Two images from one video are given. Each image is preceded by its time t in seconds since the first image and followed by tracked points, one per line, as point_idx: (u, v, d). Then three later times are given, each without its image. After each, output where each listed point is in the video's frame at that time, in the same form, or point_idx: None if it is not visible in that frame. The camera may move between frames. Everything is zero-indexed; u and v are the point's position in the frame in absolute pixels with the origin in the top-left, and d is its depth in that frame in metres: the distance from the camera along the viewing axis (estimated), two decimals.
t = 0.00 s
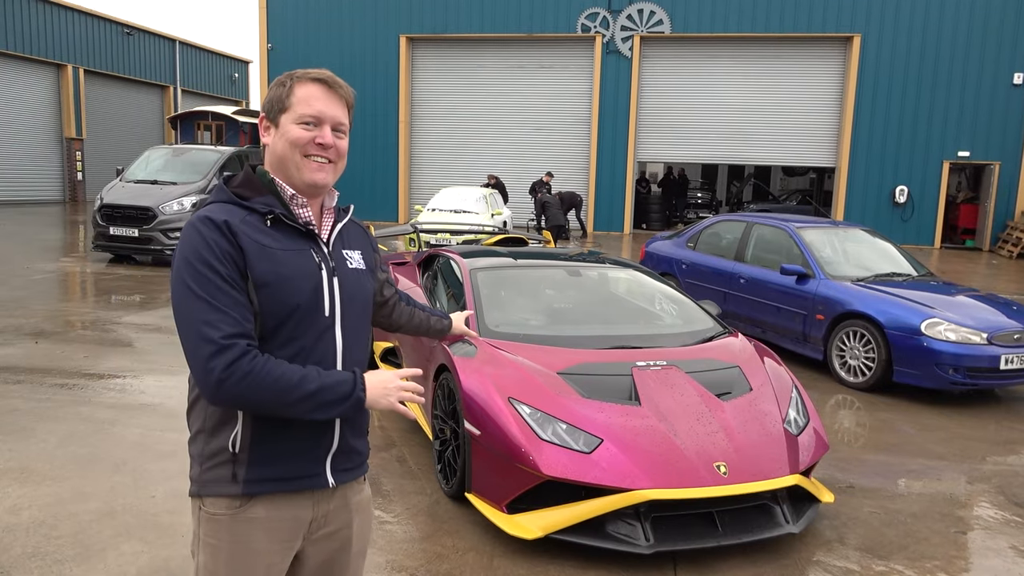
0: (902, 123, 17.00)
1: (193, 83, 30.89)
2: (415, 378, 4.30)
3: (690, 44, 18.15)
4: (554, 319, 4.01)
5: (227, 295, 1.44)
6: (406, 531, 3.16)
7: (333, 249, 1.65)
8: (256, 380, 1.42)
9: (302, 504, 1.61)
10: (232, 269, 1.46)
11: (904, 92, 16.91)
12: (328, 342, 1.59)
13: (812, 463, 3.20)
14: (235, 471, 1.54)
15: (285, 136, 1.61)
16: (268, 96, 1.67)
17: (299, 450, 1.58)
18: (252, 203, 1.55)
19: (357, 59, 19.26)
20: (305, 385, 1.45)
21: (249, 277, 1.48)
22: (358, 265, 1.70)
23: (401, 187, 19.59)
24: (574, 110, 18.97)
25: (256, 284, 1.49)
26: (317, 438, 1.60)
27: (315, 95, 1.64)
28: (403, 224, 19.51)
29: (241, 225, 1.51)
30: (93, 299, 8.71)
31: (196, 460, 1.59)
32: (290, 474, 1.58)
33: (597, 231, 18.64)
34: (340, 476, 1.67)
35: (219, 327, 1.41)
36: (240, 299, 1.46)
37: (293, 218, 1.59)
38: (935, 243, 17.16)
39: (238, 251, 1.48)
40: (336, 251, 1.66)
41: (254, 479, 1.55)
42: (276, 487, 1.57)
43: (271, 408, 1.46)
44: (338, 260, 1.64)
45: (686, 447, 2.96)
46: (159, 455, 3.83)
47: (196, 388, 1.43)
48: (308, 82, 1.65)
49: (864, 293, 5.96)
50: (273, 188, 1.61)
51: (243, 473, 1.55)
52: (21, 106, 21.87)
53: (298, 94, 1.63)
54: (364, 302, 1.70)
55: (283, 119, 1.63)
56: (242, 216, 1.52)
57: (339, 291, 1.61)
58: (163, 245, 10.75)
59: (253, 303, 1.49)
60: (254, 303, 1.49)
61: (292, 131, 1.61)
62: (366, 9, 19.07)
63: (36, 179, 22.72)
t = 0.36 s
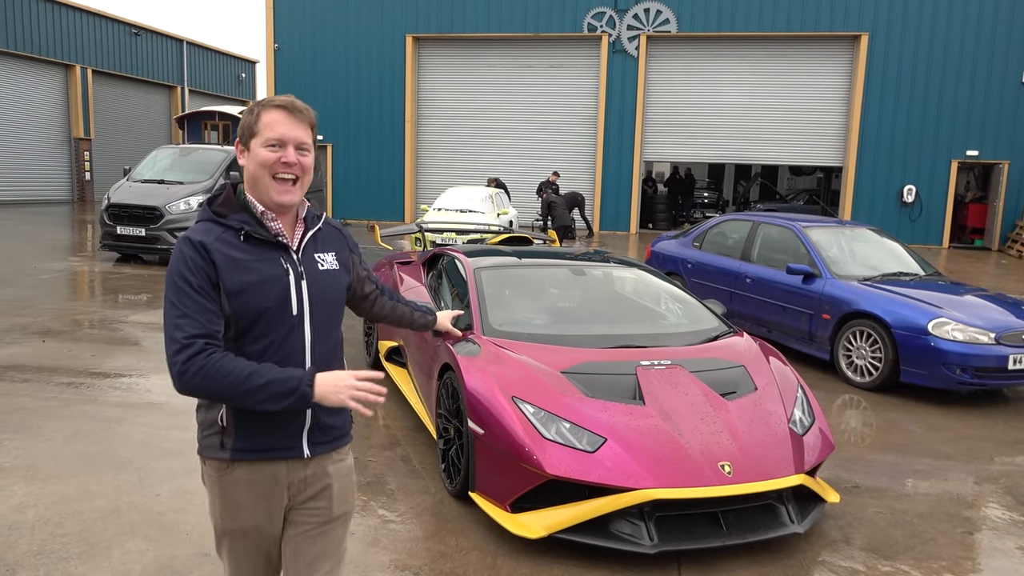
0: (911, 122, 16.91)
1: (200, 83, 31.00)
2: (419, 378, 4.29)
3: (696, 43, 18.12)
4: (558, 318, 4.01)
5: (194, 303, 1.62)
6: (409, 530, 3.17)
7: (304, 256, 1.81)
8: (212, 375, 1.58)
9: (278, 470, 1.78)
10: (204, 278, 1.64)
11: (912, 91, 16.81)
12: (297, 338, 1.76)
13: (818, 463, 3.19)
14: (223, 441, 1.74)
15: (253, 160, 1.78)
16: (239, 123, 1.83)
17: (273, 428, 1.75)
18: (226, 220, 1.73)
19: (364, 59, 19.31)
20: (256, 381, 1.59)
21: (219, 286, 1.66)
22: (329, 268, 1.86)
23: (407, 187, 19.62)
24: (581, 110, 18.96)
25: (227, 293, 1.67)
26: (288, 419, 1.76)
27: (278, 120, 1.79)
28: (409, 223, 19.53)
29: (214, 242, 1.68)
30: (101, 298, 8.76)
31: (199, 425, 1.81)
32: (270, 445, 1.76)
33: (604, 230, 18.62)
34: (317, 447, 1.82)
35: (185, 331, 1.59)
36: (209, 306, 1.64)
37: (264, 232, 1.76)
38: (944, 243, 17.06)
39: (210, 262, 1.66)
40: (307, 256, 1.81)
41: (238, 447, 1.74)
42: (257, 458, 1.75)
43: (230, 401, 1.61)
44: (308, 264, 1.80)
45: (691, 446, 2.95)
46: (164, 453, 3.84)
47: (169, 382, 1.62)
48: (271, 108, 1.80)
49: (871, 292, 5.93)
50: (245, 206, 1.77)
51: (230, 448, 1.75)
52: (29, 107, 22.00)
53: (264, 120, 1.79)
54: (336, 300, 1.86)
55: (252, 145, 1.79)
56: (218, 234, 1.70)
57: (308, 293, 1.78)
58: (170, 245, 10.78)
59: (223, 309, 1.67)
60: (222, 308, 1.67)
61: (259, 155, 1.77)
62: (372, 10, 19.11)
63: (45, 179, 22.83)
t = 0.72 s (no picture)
0: (916, 119, 16.86)
1: (203, 83, 31.02)
2: (425, 378, 4.27)
3: (700, 42, 18.07)
4: (567, 319, 3.97)
5: (199, 283, 1.86)
6: (417, 533, 3.14)
7: (315, 235, 2.00)
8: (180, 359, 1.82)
9: (308, 424, 2.02)
10: (210, 260, 1.87)
11: (917, 89, 16.75)
12: (311, 308, 1.96)
13: (831, 465, 3.16)
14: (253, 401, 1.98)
15: (270, 151, 2.00)
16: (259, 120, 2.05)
17: (297, 387, 1.99)
18: (245, 204, 1.96)
19: (367, 59, 19.30)
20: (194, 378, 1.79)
21: (226, 267, 1.88)
22: (340, 243, 2.05)
23: (410, 187, 19.59)
24: (584, 109, 18.91)
25: (243, 269, 1.89)
26: (308, 376, 1.98)
27: (292, 116, 2.00)
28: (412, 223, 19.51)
29: (229, 225, 1.92)
30: (104, 298, 8.73)
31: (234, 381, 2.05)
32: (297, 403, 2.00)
33: (607, 230, 18.57)
34: (340, 403, 2.05)
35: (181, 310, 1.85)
36: (211, 286, 1.87)
37: (279, 214, 1.97)
38: (949, 242, 16.99)
39: (222, 244, 1.89)
40: (318, 234, 2.01)
41: (268, 406, 1.98)
42: (288, 413, 2.00)
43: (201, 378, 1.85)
44: (318, 241, 2.00)
45: (704, 448, 2.92)
46: (170, 455, 3.82)
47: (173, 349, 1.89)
48: (286, 105, 2.02)
49: (879, 292, 5.89)
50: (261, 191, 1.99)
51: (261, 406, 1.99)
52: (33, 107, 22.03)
53: (279, 116, 2.00)
54: (348, 273, 2.05)
55: (269, 138, 2.00)
56: (235, 218, 1.93)
57: (318, 268, 1.98)
58: (173, 245, 10.78)
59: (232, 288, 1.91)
60: (228, 288, 1.90)
61: (275, 147, 1.99)
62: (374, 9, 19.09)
63: (49, 179, 22.84)
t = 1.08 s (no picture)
0: (874, 119, 17.23)
1: (159, 80, 30.23)
2: (400, 382, 4.21)
3: (664, 41, 18.20)
4: (546, 321, 3.91)
5: (245, 279, 2.23)
6: (396, 542, 3.06)
7: (342, 243, 2.41)
8: (213, 346, 2.21)
9: (326, 404, 2.40)
10: (255, 261, 2.25)
11: (874, 90, 17.13)
12: (335, 306, 2.37)
13: (813, 465, 3.17)
14: (281, 385, 2.35)
15: (351, 187, 2.34)
16: (344, 146, 2.32)
17: (322, 374, 2.38)
18: (291, 212, 2.32)
19: (330, 55, 19.00)
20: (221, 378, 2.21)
21: (270, 267, 2.26)
22: (362, 253, 2.48)
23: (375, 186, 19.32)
24: (550, 108, 18.90)
25: (283, 269, 2.28)
26: (332, 365, 2.38)
27: (378, 164, 2.37)
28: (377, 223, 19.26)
29: (275, 229, 2.28)
30: (58, 302, 8.41)
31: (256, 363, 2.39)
32: (319, 388, 2.38)
33: (573, 229, 18.58)
34: (352, 390, 2.46)
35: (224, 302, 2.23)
36: (253, 283, 2.25)
37: (317, 223, 2.35)
38: (906, 239, 17.39)
39: (268, 246, 2.26)
40: (345, 243, 2.42)
41: (294, 389, 2.36)
42: (311, 396, 2.37)
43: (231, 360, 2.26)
44: (344, 249, 2.41)
45: (689, 452, 2.89)
46: (134, 467, 3.67)
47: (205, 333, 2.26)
48: (372, 151, 2.36)
49: (848, 290, 5.96)
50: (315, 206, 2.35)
51: (287, 389, 2.36)
52: None
53: (372, 162, 2.34)
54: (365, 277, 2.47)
55: (354, 175, 2.33)
56: (281, 223, 2.30)
57: (345, 273, 2.39)
58: (131, 246, 10.47)
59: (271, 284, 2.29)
60: (269, 284, 2.28)
61: (358, 185, 2.34)
62: (337, 6, 18.83)
63: None
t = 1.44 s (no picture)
0: (844, 117, 17.46)
1: (121, 76, 29.52)
2: (389, 385, 4.12)
3: (637, 39, 18.24)
4: (540, 321, 3.85)
5: (263, 250, 2.35)
6: (394, 552, 2.97)
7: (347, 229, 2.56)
8: (238, 312, 2.28)
9: (318, 379, 2.53)
10: (273, 234, 2.37)
11: (843, 89, 17.37)
12: (336, 285, 2.50)
13: (814, 463, 3.16)
14: (276, 355, 2.48)
15: (359, 176, 2.50)
16: (355, 138, 2.48)
17: (316, 348, 2.50)
18: (303, 193, 2.45)
19: (299, 51, 18.71)
20: (246, 341, 2.26)
21: (285, 242, 2.39)
22: (361, 240, 2.62)
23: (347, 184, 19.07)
24: (523, 105, 18.84)
25: (296, 244, 2.41)
26: (325, 339, 2.50)
27: (385, 158, 2.54)
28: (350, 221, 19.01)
29: (289, 208, 2.41)
30: (23, 305, 8.11)
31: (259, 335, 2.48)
32: (313, 361, 2.50)
33: (548, 227, 18.54)
34: (342, 367, 2.59)
35: (247, 271, 2.32)
36: (270, 254, 2.37)
37: (326, 206, 2.48)
38: (875, 235, 17.68)
39: (284, 223, 2.39)
40: (349, 230, 2.57)
41: (289, 359, 2.48)
42: (305, 369, 2.50)
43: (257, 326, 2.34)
44: (349, 235, 2.56)
45: (693, 453, 2.85)
46: (114, 478, 3.51)
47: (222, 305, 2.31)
48: (380, 144, 2.53)
49: (832, 287, 5.99)
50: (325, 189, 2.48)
51: (281, 361, 2.48)
52: None
53: (379, 155, 2.51)
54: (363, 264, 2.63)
55: (363, 164, 2.49)
56: (294, 203, 2.43)
57: (347, 256, 2.54)
58: (99, 246, 10.18)
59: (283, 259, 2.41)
60: (281, 258, 2.40)
61: (365, 175, 2.50)
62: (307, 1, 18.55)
63: None
